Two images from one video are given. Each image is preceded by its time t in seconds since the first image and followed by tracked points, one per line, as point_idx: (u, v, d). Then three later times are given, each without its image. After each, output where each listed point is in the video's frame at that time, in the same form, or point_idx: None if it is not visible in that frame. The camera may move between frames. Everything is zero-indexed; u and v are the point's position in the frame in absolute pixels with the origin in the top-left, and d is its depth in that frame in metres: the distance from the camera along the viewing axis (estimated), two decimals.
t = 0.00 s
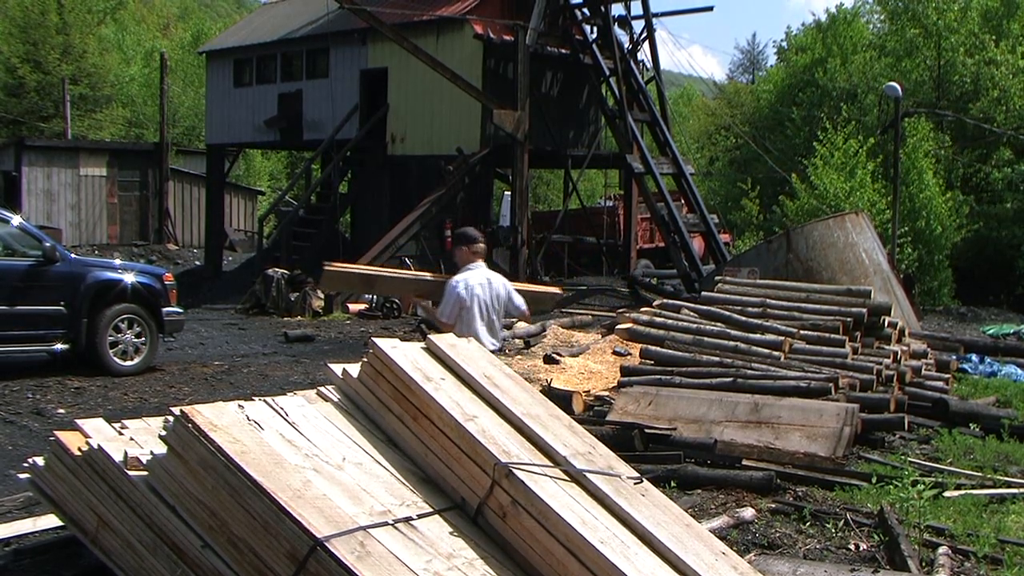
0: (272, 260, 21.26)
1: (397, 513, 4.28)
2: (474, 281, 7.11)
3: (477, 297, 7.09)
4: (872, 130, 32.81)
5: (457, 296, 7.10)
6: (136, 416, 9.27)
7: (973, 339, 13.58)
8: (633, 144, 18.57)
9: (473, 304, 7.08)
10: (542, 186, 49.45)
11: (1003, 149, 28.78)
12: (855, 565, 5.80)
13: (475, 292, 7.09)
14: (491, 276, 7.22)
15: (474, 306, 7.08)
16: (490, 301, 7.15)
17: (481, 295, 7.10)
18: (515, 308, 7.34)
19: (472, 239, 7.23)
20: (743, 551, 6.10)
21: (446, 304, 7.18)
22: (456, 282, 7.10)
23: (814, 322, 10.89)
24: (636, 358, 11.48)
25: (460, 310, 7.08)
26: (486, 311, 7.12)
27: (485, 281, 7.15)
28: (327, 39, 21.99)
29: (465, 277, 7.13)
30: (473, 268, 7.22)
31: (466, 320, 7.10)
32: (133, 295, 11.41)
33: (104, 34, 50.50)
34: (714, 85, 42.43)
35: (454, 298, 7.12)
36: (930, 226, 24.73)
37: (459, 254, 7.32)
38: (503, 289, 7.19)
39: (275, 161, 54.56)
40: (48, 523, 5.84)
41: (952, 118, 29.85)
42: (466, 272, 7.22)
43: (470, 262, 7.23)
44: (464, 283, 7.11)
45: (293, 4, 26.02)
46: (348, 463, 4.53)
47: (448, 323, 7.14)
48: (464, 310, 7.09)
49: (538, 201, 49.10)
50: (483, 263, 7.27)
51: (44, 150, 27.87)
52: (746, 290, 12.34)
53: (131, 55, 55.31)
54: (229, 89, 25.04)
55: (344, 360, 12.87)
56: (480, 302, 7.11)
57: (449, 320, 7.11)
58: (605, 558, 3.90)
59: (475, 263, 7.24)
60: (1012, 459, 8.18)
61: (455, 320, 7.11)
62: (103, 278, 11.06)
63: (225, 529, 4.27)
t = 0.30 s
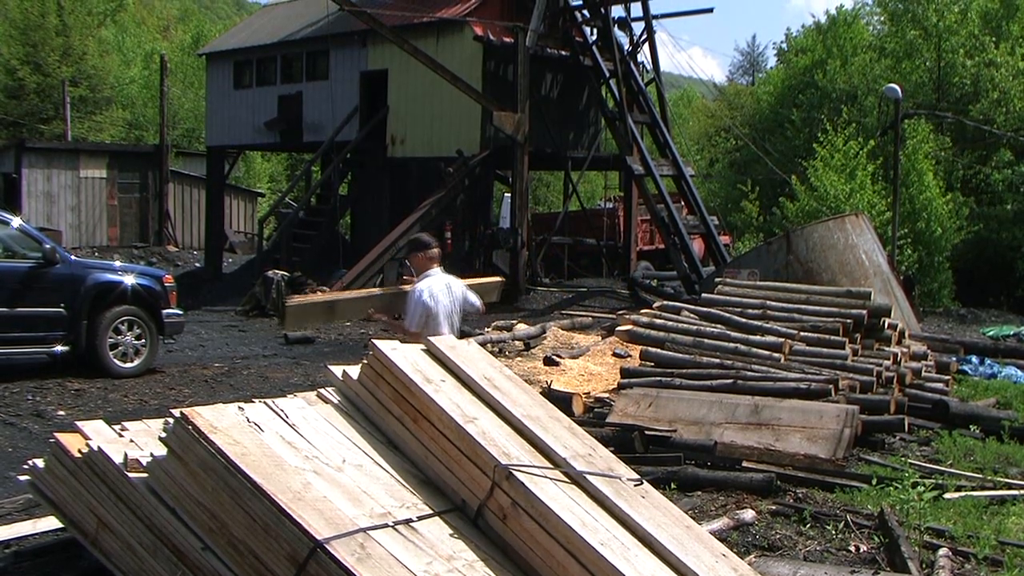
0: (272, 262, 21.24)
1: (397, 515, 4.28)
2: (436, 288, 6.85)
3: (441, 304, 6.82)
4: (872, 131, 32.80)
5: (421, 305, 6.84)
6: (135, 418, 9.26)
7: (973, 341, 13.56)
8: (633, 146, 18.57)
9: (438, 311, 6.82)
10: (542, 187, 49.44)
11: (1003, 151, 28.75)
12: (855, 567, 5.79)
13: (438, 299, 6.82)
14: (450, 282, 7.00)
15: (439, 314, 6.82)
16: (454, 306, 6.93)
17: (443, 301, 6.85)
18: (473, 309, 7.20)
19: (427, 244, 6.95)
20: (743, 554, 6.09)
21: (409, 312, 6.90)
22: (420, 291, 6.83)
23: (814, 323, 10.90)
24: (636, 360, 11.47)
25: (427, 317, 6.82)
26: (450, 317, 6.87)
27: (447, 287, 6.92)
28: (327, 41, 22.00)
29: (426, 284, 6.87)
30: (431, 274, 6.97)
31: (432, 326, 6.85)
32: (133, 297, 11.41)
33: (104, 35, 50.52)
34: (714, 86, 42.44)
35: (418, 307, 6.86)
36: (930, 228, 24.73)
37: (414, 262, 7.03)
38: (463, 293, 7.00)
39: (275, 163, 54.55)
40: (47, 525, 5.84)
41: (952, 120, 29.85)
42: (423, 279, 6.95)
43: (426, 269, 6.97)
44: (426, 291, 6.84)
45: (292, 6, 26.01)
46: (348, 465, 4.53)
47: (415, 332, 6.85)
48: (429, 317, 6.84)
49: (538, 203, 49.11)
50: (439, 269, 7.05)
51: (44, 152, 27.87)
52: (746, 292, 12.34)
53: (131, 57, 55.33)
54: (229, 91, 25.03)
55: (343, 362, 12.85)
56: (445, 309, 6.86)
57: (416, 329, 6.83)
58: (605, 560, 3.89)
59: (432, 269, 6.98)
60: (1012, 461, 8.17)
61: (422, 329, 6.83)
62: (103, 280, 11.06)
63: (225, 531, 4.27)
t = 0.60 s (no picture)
0: (273, 270, 21.25)
1: (398, 523, 4.28)
2: (375, 297, 7.49)
3: (381, 312, 7.45)
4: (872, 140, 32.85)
5: (362, 315, 7.46)
6: (136, 427, 9.26)
7: (974, 349, 13.56)
8: (634, 154, 18.59)
9: (378, 319, 7.45)
10: (543, 196, 49.51)
11: (1004, 159, 28.79)
12: None
13: (378, 306, 7.46)
14: (385, 292, 7.69)
15: (380, 321, 7.46)
16: (392, 314, 7.58)
17: (382, 308, 7.48)
18: (406, 316, 7.92)
19: (359, 259, 7.63)
20: (744, 563, 6.08)
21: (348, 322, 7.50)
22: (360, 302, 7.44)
23: (814, 332, 10.90)
24: (637, 369, 11.47)
25: (370, 325, 7.42)
26: (391, 323, 7.54)
27: (385, 297, 7.58)
28: (327, 50, 22.05)
29: (365, 294, 7.51)
30: (367, 286, 7.61)
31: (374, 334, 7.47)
32: (134, 305, 11.41)
33: (105, 44, 50.65)
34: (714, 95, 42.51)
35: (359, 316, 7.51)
36: (931, 236, 24.75)
37: (349, 276, 7.68)
38: (399, 302, 7.66)
39: (275, 172, 54.62)
40: (48, 534, 5.84)
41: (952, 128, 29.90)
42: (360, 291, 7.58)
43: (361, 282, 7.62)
44: (365, 301, 7.46)
45: (293, 15, 26.08)
46: (349, 474, 4.52)
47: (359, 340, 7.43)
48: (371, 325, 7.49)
49: (539, 212, 49.17)
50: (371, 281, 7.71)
51: (46, 161, 27.91)
52: (747, 300, 12.36)
53: (132, 66, 55.48)
54: (229, 100, 25.07)
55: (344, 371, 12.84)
56: (383, 317, 7.52)
57: (360, 335, 7.41)
58: (606, 570, 3.89)
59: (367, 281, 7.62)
60: (1014, 469, 8.17)
61: (367, 335, 7.41)
62: (104, 289, 11.06)
63: (225, 540, 4.26)
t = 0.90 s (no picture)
0: (273, 289, 21.25)
1: (398, 543, 4.28)
2: (337, 307, 6.79)
3: (344, 324, 6.81)
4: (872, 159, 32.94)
5: (323, 327, 6.71)
6: (136, 446, 9.25)
7: (975, 368, 13.55)
8: (635, 174, 18.64)
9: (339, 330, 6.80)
10: (543, 216, 49.60)
11: (1004, 178, 28.84)
12: None
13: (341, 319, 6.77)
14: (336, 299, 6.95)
15: (342, 335, 6.81)
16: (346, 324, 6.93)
17: (341, 320, 6.82)
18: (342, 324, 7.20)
19: (313, 267, 6.85)
20: None
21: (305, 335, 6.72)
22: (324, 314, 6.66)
23: (815, 352, 10.93)
24: (638, 388, 11.47)
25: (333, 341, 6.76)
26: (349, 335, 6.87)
27: (342, 307, 6.88)
28: (328, 70, 22.14)
29: (325, 303, 6.74)
30: (321, 295, 6.83)
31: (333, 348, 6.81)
32: (134, 324, 11.43)
33: (106, 63, 50.88)
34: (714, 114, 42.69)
35: (316, 329, 6.74)
36: (932, 255, 24.77)
37: (301, 285, 6.83)
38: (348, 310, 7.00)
39: (276, 191, 54.72)
40: (47, 553, 5.83)
41: (952, 147, 29.99)
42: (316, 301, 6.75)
43: (315, 290, 6.78)
44: (327, 314, 6.70)
45: (293, 35, 26.20)
46: (349, 493, 4.53)
47: (320, 354, 6.71)
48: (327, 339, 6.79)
49: (540, 231, 49.24)
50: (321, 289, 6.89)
51: (46, 180, 27.98)
52: (747, 320, 12.38)
53: (133, 85, 55.72)
54: (230, 120, 25.16)
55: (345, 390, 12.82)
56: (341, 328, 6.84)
57: (324, 351, 6.70)
58: None
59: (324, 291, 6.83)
60: (1015, 488, 8.16)
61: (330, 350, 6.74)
62: (104, 308, 11.08)
63: (225, 558, 4.27)
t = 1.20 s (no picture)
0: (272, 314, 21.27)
1: (398, 568, 4.27)
2: (273, 341, 7.04)
3: (281, 356, 7.05)
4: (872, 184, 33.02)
5: (259, 361, 6.95)
6: (136, 471, 9.25)
7: (975, 393, 13.55)
8: (634, 199, 18.70)
9: (275, 364, 7.02)
10: (543, 240, 49.67)
11: (1002, 202, 28.92)
12: None
13: (278, 351, 7.04)
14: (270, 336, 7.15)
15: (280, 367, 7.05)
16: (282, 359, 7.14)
17: (278, 353, 7.07)
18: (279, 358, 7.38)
19: (250, 303, 7.08)
20: None
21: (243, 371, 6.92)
22: (261, 345, 6.91)
23: (815, 377, 10.93)
24: (637, 413, 11.46)
25: (272, 372, 7.00)
26: (286, 368, 7.13)
27: (277, 341, 7.10)
28: (328, 95, 22.27)
29: (261, 338, 6.98)
30: (257, 330, 7.06)
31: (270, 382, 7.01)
32: (134, 349, 11.44)
33: (107, 88, 51.12)
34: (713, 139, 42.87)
35: (254, 363, 6.97)
36: (931, 279, 24.81)
37: (238, 320, 7.08)
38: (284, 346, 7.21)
39: (277, 216, 54.84)
40: None
41: (950, 172, 30.08)
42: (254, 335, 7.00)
43: (252, 326, 7.03)
44: (264, 346, 6.96)
45: (294, 61, 26.37)
46: (349, 519, 4.53)
47: (261, 386, 6.93)
48: (266, 372, 7.01)
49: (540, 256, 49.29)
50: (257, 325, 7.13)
51: (47, 204, 28.06)
52: (748, 344, 12.39)
53: (134, 109, 55.94)
54: (230, 145, 25.28)
55: (344, 415, 12.81)
56: (277, 362, 7.05)
57: (265, 383, 6.93)
58: None
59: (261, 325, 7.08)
60: (1017, 513, 8.13)
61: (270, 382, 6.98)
62: (104, 331, 11.09)
63: None
